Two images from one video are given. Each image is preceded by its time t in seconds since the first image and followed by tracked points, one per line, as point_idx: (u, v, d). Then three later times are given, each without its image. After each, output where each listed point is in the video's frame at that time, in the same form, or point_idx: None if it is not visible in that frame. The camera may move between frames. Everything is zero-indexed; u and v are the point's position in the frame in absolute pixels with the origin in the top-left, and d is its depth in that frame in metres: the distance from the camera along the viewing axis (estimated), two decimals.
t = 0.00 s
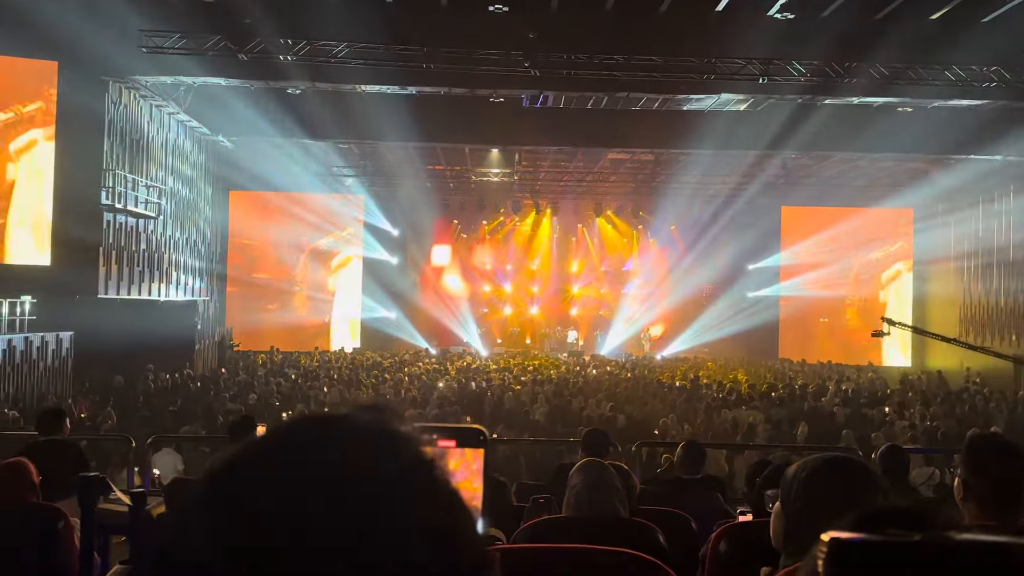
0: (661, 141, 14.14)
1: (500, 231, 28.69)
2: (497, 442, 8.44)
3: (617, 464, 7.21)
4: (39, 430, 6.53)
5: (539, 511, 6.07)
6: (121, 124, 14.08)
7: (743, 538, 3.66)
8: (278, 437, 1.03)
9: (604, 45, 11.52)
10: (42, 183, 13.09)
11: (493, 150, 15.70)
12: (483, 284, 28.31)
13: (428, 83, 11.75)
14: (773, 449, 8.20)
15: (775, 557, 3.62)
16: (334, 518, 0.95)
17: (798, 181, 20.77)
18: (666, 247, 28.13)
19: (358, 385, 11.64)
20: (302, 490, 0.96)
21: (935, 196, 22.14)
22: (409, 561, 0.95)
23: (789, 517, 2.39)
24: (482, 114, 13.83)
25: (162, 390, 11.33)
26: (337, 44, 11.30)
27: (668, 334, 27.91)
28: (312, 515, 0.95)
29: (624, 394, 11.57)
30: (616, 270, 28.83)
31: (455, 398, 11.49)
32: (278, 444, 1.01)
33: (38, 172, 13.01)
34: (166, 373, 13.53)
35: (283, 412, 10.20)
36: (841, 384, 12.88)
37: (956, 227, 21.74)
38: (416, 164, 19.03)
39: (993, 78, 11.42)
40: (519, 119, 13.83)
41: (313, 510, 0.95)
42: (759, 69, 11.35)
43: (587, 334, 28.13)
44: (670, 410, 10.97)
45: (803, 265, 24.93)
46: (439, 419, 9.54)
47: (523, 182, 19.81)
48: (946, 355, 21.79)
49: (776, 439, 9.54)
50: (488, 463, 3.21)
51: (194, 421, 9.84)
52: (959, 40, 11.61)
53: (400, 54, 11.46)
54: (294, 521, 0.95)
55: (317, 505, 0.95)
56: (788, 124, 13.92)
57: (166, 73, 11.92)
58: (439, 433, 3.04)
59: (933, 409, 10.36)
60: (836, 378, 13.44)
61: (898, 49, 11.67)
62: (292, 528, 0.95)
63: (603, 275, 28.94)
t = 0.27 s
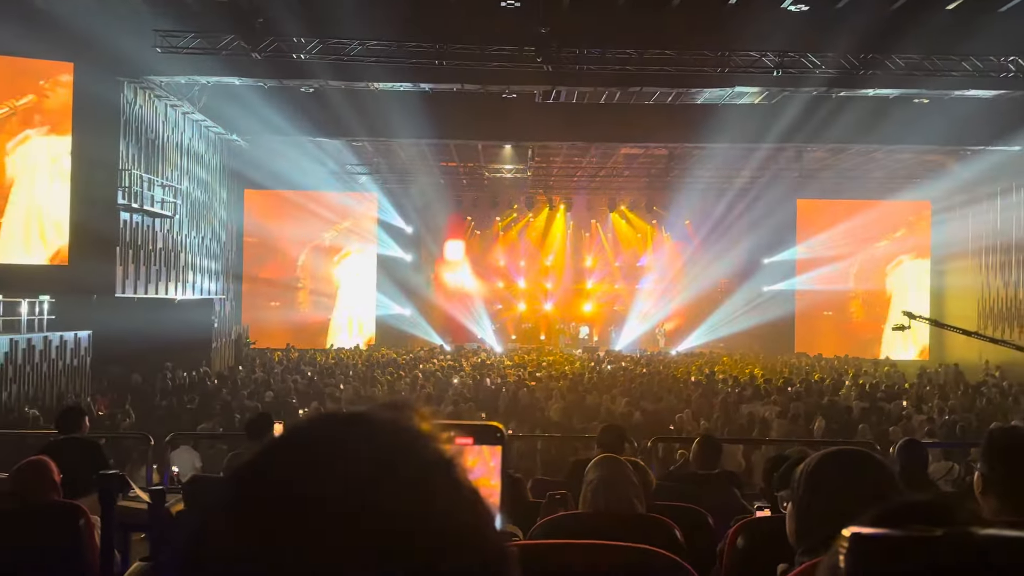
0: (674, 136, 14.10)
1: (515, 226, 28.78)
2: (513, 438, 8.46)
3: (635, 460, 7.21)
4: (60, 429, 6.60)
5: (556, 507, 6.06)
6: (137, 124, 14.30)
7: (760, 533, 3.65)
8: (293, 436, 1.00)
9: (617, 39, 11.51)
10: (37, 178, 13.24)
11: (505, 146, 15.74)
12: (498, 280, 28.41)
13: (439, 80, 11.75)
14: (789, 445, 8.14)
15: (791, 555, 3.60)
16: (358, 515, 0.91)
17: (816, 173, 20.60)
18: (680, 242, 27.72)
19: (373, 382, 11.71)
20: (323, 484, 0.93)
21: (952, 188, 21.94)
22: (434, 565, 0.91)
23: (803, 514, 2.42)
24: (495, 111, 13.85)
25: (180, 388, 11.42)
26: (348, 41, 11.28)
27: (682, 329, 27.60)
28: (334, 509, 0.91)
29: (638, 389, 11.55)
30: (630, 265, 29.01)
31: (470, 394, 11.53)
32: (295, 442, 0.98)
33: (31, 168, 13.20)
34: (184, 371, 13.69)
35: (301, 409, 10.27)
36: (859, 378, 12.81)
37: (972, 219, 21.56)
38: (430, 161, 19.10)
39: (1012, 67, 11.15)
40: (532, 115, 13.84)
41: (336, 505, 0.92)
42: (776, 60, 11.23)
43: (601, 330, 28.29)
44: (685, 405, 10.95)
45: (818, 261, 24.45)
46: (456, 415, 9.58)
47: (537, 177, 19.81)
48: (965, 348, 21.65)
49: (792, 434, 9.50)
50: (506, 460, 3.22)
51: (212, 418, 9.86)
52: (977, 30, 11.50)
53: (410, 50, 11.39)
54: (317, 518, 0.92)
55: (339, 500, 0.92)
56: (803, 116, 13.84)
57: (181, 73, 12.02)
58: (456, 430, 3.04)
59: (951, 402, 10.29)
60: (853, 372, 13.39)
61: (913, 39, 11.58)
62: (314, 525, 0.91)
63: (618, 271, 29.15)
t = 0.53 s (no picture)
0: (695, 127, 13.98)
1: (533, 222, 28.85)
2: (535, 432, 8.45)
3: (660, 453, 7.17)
4: (86, 425, 6.65)
5: (580, 501, 6.01)
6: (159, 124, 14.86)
7: (787, 522, 3.56)
8: (311, 427, 0.89)
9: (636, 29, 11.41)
10: (10, 176, 12.45)
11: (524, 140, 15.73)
12: (516, 274, 28.83)
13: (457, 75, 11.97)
14: (812, 437, 8.05)
15: (821, 546, 3.51)
16: (388, 495, 0.81)
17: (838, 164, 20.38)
18: (700, 235, 27.81)
19: (394, 377, 11.77)
20: (352, 457, 0.84)
21: (977, 177, 21.63)
22: (471, 553, 0.81)
23: (834, 508, 2.37)
24: (513, 105, 13.82)
25: (203, 385, 11.48)
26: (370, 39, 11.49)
27: (703, 322, 27.90)
28: (363, 483, 0.82)
29: (659, 383, 11.52)
30: (648, 258, 29.17)
31: (491, 388, 11.58)
32: (314, 432, 0.88)
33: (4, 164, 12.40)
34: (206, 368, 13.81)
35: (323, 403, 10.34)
36: (883, 371, 12.71)
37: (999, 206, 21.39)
38: (448, 157, 19.14)
39: None
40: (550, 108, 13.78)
41: (364, 487, 0.81)
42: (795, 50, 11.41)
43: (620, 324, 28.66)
44: (707, 399, 10.91)
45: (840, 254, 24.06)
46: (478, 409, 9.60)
47: (556, 172, 19.78)
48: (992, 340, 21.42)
49: (815, 427, 9.43)
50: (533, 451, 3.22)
51: (235, 414, 9.89)
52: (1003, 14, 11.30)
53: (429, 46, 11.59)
54: (342, 503, 0.81)
55: (370, 473, 0.82)
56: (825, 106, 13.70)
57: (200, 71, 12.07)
58: (485, 422, 3.04)
59: (978, 394, 10.20)
60: (877, 364, 13.30)
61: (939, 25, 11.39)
62: (342, 503, 0.81)
63: (637, 265, 29.30)
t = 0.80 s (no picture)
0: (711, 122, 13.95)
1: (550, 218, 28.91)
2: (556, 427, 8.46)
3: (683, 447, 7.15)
4: (111, 422, 6.75)
5: (601, 496, 6.02)
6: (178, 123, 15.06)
7: (812, 516, 3.52)
8: (358, 422, 1.03)
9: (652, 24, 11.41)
10: None
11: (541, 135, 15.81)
12: (535, 270, 28.97)
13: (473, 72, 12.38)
14: (836, 432, 8.00)
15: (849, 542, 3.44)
16: (426, 485, 0.95)
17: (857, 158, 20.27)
18: (721, 231, 27.62)
19: (413, 373, 11.80)
20: (382, 459, 0.97)
21: (1000, 169, 21.37)
22: (501, 543, 0.94)
23: (859, 504, 2.53)
24: (529, 101, 13.97)
25: (225, 381, 11.61)
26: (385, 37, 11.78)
27: (722, 317, 27.93)
28: (391, 481, 0.95)
29: (680, 379, 11.48)
30: (667, 253, 29.12)
31: (511, 383, 11.59)
32: (361, 428, 1.02)
33: None
34: (228, 365, 14.03)
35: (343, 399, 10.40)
36: (906, 365, 12.59)
37: None
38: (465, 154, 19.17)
39: None
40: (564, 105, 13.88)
41: (404, 482, 0.94)
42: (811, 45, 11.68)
43: (639, 319, 28.82)
44: (728, 394, 10.86)
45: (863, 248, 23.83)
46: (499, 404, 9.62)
47: (573, 167, 19.81)
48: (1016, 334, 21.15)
49: (837, 423, 9.36)
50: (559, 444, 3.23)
51: (257, 410, 9.97)
52: None
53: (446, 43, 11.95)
54: (384, 494, 0.94)
55: (401, 470, 0.96)
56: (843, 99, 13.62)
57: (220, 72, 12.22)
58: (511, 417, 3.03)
59: (1006, 389, 10.07)
60: (900, 358, 13.19)
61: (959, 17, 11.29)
62: (365, 498, 0.94)
63: (655, 260, 29.29)
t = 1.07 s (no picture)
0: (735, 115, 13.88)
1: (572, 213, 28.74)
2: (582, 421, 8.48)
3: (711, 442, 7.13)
4: (140, 418, 6.84)
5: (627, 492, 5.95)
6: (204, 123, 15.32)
7: (844, 518, 3.44)
8: (403, 421, 1.13)
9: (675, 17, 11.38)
10: None
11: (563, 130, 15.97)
12: (558, 265, 28.79)
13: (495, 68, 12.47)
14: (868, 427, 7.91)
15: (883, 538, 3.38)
16: (469, 487, 1.05)
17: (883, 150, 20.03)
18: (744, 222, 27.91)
19: (438, 369, 11.86)
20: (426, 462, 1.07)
21: None
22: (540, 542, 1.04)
23: (895, 497, 2.42)
24: (549, 95, 14.13)
25: (253, 378, 11.73)
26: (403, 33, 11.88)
27: (748, 311, 27.83)
28: (435, 483, 1.05)
29: (705, 374, 11.43)
30: (691, 249, 28.56)
31: (536, 379, 11.62)
32: (407, 425, 1.12)
33: None
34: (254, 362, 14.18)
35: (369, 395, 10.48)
36: (936, 359, 12.44)
37: None
38: (488, 151, 19.20)
39: None
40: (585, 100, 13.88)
41: (446, 485, 1.05)
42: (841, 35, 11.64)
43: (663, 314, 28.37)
44: (755, 389, 10.79)
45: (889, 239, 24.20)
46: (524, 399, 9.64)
47: (595, 162, 19.79)
48: None
49: (866, 417, 9.27)
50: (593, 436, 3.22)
51: (285, 406, 10.08)
52: None
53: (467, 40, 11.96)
54: (432, 491, 1.05)
55: (445, 472, 1.05)
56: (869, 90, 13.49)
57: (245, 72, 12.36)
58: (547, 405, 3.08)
59: None
60: (929, 352, 13.03)
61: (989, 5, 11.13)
62: (415, 495, 1.06)
63: (680, 255, 28.61)
